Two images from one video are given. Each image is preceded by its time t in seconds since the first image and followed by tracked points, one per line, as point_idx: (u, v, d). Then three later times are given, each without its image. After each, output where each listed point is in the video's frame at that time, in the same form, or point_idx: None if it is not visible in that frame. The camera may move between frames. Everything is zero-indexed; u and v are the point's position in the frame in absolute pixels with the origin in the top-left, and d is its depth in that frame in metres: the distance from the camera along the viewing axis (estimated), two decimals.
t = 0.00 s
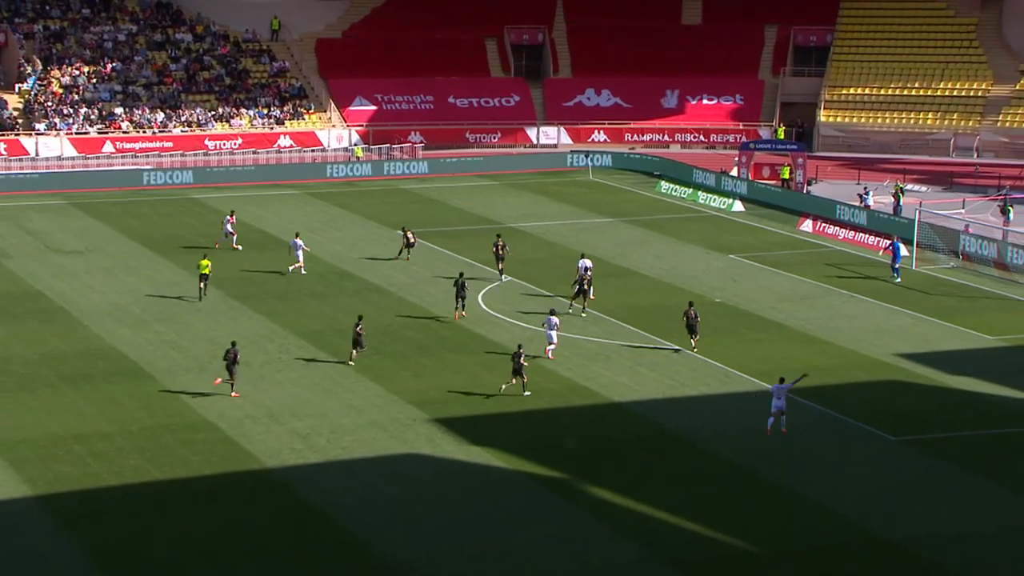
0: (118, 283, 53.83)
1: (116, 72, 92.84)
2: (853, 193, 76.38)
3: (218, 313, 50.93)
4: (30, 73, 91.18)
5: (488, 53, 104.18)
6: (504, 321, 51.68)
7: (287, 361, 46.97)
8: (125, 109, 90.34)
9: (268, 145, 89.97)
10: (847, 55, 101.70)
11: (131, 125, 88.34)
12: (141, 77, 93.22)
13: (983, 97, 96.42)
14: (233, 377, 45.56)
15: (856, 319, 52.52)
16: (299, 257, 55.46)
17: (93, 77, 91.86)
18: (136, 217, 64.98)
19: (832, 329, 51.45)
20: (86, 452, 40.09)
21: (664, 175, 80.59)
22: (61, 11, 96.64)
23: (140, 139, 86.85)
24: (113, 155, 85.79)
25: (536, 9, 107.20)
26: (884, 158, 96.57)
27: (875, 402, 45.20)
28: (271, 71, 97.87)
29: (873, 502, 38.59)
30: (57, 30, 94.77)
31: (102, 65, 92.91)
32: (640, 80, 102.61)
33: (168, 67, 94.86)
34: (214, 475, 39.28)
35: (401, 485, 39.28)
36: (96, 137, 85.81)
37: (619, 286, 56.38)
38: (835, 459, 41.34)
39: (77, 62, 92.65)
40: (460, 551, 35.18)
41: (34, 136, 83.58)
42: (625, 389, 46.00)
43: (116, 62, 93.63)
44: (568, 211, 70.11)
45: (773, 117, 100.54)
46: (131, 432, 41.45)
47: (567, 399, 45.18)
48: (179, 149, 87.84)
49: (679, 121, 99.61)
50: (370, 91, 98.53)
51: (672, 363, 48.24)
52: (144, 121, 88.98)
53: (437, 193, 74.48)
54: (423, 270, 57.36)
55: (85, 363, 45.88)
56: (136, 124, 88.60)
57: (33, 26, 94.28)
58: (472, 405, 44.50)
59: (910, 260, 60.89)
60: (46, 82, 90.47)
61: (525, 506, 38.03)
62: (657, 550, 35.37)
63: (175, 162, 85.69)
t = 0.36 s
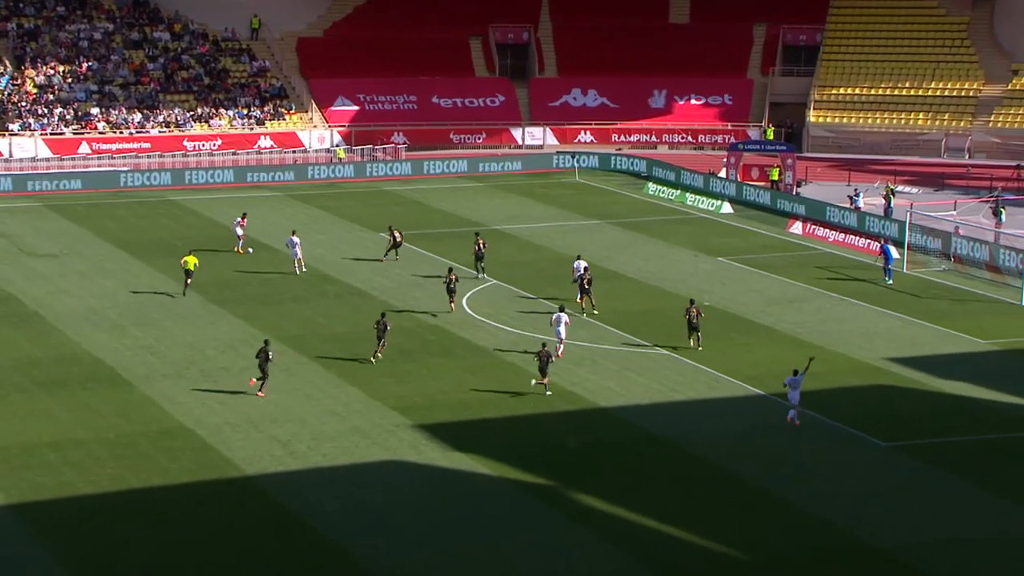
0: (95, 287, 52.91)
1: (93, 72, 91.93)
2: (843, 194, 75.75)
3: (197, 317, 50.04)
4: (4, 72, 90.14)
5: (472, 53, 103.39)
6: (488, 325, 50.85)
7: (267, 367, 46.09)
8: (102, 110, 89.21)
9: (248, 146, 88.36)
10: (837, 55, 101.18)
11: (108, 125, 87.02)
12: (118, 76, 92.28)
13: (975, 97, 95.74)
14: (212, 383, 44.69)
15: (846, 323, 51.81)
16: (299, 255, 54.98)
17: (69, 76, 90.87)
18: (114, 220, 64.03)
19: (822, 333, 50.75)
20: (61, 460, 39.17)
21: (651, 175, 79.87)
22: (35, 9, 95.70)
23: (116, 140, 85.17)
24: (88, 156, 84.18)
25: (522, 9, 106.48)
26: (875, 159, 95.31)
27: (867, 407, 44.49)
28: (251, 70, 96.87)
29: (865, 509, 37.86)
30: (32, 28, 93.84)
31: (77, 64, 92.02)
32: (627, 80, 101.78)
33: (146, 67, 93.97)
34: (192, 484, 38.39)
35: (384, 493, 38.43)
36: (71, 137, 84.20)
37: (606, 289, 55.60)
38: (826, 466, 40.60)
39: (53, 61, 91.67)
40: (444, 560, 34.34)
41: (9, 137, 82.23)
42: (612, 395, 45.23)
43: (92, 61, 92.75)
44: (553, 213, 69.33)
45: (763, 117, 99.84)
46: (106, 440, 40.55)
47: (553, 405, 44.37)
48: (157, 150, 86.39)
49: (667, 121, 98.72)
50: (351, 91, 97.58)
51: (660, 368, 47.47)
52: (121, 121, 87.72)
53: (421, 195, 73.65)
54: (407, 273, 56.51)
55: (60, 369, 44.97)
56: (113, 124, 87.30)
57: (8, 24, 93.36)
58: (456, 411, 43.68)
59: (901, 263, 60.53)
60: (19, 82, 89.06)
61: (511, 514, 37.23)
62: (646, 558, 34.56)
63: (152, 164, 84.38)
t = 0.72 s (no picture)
0: (69, 291, 51.77)
1: (65, 69, 89.84)
2: (834, 194, 74.94)
3: (173, 321, 48.96)
4: None
5: (454, 50, 102.17)
6: (471, 329, 49.82)
7: (245, 372, 45.02)
8: (75, 109, 86.88)
9: (226, 146, 86.81)
10: (828, 51, 100.09)
11: (80, 125, 85.22)
12: (90, 74, 90.37)
13: (968, 95, 94.84)
14: (188, 388, 43.63)
15: (837, 326, 50.94)
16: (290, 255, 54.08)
17: (40, 73, 88.74)
18: (88, 222, 62.80)
19: (812, 336, 49.88)
20: (31, 469, 38.05)
21: (638, 176, 78.98)
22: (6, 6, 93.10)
23: (90, 139, 83.03)
24: (61, 156, 82.63)
25: (506, 7, 105.24)
26: (866, 158, 94.57)
27: (859, 411, 43.62)
28: (228, 67, 95.56)
29: (859, 515, 36.98)
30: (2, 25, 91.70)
31: (49, 61, 89.87)
32: (613, 77, 100.61)
33: (120, 65, 92.09)
34: (168, 492, 37.31)
35: (364, 501, 37.41)
36: (43, 137, 82.76)
37: (591, 291, 54.63)
38: (818, 471, 39.71)
39: (23, 58, 89.51)
40: (427, 569, 33.33)
41: None
42: (598, 400, 44.27)
43: (64, 58, 90.56)
44: (538, 214, 68.33)
45: (752, 115, 99.16)
46: (79, 448, 39.46)
47: (537, 410, 43.38)
48: (132, 149, 84.42)
49: (654, 120, 97.78)
50: (331, 90, 96.04)
51: (647, 372, 46.52)
52: (95, 120, 85.95)
53: (404, 196, 72.61)
54: (389, 275, 55.48)
55: (31, 375, 43.82)
56: (86, 124, 85.50)
57: None
58: (439, 417, 42.68)
59: (893, 265, 59.76)
60: None
61: (495, 521, 36.26)
62: (634, 567, 33.60)
63: (127, 164, 83.30)
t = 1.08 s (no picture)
0: (39, 294, 50.56)
1: (32, 65, 87.85)
2: (822, 194, 74.02)
3: (146, 325, 47.81)
4: None
5: (433, 45, 99.62)
6: (451, 333, 48.74)
7: (219, 376, 43.90)
8: (42, 107, 84.75)
9: (199, 145, 85.44)
10: (814, 48, 97.21)
11: (48, 123, 83.27)
12: (59, 71, 88.26)
13: (958, 93, 92.21)
14: (160, 394, 42.49)
15: (825, 329, 49.98)
16: (277, 254, 53.37)
17: (8, 71, 86.90)
18: (60, 223, 61.50)
19: (800, 339, 48.93)
20: None
21: (622, 175, 77.93)
22: None
23: (59, 138, 81.48)
24: (29, 155, 80.87)
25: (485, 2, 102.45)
26: (857, 158, 91.84)
27: (848, 416, 42.67)
28: (201, 64, 92.85)
29: (850, 522, 36.05)
30: None
31: (17, 57, 87.98)
32: (600, 75, 98.18)
33: (89, 61, 89.79)
34: (138, 500, 36.22)
35: (342, 509, 36.36)
36: (10, 136, 81.03)
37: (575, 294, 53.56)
38: (808, 478, 38.74)
39: None
40: None
41: None
42: (582, 404, 43.24)
43: (31, 54, 88.59)
44: (519, 215, 67.15)
45: (738, 114, 96.54)
46: (46, 455, 38.32)
47: (519, 415, 42.35)
48: (101, 148, 82.68)
49: (638, 119, 95.76)
50: (308, 87, 93.58)
51: (632, 376, 45.50)
52: (63, 118, 84.00)
53: (384, 197, 71.35)
54: (368, 278, 54.34)
55: None
56: (54, 122, 83.58)
57: None
58: (418, 422, 41.63)
59: (883, 267, 58.90)
60: None
61: (478, 529, 35.22)
62: None
63: (97, 163, 80.71)
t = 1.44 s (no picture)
0: (12, 296, 49.60)
1: (6, 63, 86.81)
2: (811, 194, 73.36)
3: (122, 328, 46.89)
4: None
5: (415, 42, 98.53)
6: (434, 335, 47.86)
7: (196, 380, 42.99)
8: (15, 105, 83.51)
9: (177, 144, 84.39)
10: (803, 46, 96.48)
11: (20, 121, 81.99)
12: (32, 68, 87.16)
13: (948, 91, 91.34)
14: (136, 398, 41.60)
15: (814, 331, 49.29)
16: (268, 253, 52.86)
17: None
18: (35, 224, 60.54)
19: (788, 341, 48.26)
20: None
21: (607, 175, 77.19)
22: None
23: (32, 137, 79.84)
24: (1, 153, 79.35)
25: None
26: (847, 157, 90.89)
27: (838, 420, 41.98)
28: (177, 62, 91.59)
29: (841, 528, 35.36)
30: None
31: None
32: (584, 72, 97.55)
33: (62, 58, 88.64)
34: (113, 507, 35.35)
35: (322, 515, 35.52)
36: None
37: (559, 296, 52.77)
38: (797, 482, 38.04)
39: None
40: None
41: None
42: (567, 408, 42.46)
43: (4, 52, 87.58)
44: (503, 216, 66.33)
45: (725, 113, 95.61)
46: (18, 461, 37.41)
47: (503, 419, 41.57)
48: (76, 147, 81.14)
49: (624, 117, 94.89)
50: (288, 85, 92.44)
51: (616, 380, 44.69)
52: (37, 117, 82.68)
53: (366, 197, 70.49)
54: (349, 280, 53.45)
55: None
56: (26, 120, 82.29)
57: None
58: (400, 426, 40.82)
59: (873, 267, 58.19)
60: None
61: (462, 535, 34.44)
62: None
63: (70, 162, 79.04)
